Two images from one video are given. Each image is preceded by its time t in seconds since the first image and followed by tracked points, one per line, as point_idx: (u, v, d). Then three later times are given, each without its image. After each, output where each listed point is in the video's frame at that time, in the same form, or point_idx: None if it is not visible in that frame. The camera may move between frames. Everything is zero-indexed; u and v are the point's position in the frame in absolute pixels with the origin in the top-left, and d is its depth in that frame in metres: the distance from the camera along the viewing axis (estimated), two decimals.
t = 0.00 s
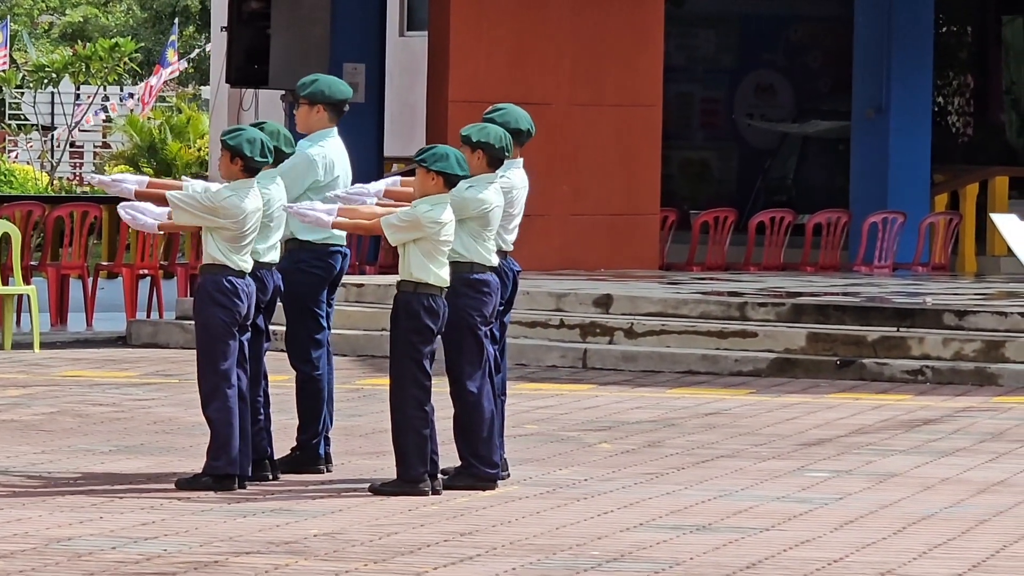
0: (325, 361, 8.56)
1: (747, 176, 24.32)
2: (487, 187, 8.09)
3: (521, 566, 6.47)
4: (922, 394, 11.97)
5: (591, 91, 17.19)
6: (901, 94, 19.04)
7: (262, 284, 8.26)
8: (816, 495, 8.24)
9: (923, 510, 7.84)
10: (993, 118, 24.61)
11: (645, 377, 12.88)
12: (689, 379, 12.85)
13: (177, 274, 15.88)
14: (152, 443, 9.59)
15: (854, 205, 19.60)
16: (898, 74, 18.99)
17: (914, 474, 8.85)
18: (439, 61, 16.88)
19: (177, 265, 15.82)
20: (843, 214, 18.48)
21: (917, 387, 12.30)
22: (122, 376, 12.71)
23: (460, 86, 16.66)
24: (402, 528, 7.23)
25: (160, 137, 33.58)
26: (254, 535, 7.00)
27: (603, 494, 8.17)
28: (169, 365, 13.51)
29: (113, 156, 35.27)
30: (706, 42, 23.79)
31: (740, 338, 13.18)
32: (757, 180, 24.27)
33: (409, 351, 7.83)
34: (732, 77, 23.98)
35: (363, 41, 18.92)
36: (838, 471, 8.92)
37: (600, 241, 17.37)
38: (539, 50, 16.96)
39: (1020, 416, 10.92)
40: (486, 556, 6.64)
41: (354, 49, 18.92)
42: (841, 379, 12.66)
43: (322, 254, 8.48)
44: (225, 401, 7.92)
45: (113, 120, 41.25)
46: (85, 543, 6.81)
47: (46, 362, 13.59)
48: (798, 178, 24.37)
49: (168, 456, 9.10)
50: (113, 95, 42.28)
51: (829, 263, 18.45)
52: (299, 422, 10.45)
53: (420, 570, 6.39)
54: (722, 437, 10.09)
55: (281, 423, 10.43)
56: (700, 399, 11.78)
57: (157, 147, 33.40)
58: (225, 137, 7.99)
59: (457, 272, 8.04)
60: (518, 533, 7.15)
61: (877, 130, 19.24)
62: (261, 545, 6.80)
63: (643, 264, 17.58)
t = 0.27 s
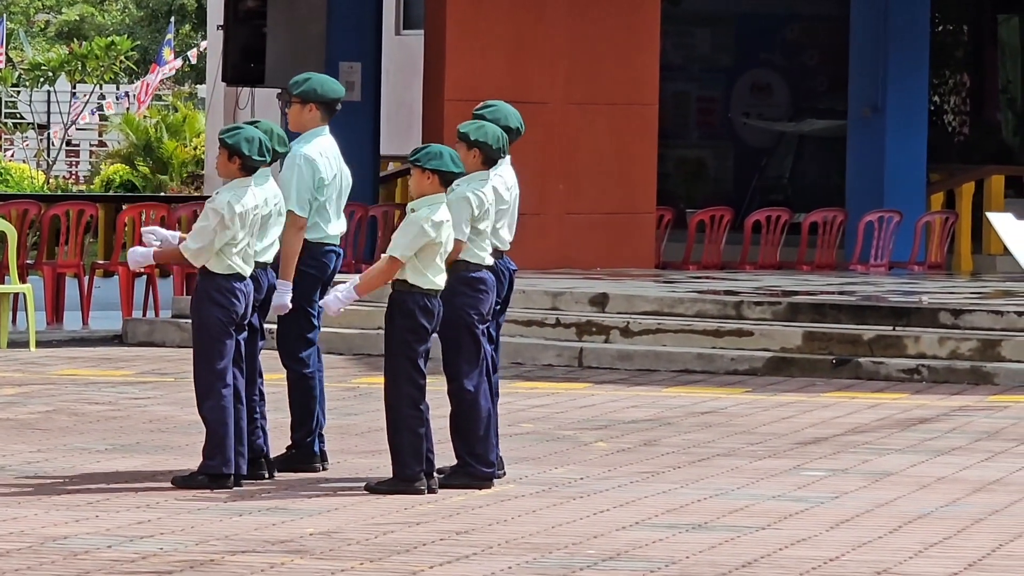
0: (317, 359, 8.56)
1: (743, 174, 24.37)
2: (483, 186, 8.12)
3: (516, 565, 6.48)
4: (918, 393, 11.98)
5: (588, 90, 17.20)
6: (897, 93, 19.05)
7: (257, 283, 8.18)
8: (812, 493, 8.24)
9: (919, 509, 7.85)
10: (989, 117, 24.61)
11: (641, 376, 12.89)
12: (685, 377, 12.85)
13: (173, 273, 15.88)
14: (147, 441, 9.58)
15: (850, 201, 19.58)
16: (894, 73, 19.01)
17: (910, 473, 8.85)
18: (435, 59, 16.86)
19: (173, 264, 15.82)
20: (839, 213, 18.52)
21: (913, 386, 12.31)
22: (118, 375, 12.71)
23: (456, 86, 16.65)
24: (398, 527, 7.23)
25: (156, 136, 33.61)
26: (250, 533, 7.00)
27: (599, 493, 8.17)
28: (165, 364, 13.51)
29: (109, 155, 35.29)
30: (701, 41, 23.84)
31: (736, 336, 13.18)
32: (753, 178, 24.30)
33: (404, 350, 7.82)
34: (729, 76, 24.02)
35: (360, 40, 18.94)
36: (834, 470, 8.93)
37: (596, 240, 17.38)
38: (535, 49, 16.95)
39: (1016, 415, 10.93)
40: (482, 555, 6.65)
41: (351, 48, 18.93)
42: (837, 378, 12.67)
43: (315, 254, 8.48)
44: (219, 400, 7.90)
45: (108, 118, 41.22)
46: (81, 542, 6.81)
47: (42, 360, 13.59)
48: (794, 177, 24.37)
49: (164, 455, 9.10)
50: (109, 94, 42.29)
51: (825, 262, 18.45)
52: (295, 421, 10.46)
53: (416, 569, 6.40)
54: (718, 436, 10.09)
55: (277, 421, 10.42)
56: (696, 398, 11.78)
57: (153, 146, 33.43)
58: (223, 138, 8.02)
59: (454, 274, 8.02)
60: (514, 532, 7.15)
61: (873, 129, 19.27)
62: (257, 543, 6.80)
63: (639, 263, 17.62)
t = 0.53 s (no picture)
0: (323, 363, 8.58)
1: (740, 172, 24.36)
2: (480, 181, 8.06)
3: (513, 564, 6.48)
4: (914, 392, 11.98)
5: (584, 89, 17.20)
6: (893, 93, 19.08)
7: (271, 285, 8.26)
8: (808, 492, 8.24)
9: (915, 507, 7.85)
10: (985, 117, 24.62)
11: (636, 375, 12.89)
12: (681, 376, 12.85)
13: (168, 272, 15.89)
14: (143, 441, 9.58)
15: (846, 203, 19.61)
16: (889, 73, 19.03)
17: (906, 471, 8.86)
18: (431, 59, 16.86)
19: (168, 262, 15.81)
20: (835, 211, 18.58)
21: (908, 385, 12.31)
22: (114, 374, 12.70)
23: (452, 85, 16.65)
24: (394, 526, 7.23)
25: (152, 135, 33.61)
26: (246, 533, 7.00)
27: (596, 492, 8.17)
28: (161, 363, 13.50)
29: (105, 153, 35.27)
30: (699, 40, 23.87)
31: (732, 336, 13.17)
32: (749, 177, 24.31)
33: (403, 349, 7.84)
34: (725, 75, 24.01)
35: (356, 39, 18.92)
36: (830, 469, 8.94)
37: (591, 239, 17.37)
38: (531, 48, 16.95)
39: (1012, 414, 10.93)
40: (478, 554, 6.65)
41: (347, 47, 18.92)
42: (833, 377, 12.69)
43: (327, 254, 8.62)
44: (218, 401, 7.88)
45: (104, 117, 41.15)
46: (77, 541, 6.81)
47: (38, 360, 13.58)
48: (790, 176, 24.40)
49: (160, 454, 9.10)
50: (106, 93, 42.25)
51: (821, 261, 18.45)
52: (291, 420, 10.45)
53: (412, 568, 6.39)
54: (713, 435, 10.09)
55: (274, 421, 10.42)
56: (692, 397, 11.78)
57: (149, 145, 33.43)
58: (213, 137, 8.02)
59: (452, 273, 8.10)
60: (510, 531, 7.16)
61: (869, 127, 19.25)
62: (253, 543, 6.80)
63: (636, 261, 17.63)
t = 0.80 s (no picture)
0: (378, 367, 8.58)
1: (735, 171, 24.41)
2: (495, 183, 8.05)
3: (508, 563, 6.48)
4: (909, 391, 11.99)
5: (582, 88, 17.20)
6: (889, 91, 19.07)
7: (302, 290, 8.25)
8: (803, 491, 8.25)
9: (910, 506, 7.86)
10: (980, 116, 24.64)
11: (633, 374, 12.90)
12: (677, 375, 12.86)
13: (165, 270, 15.90)
14: (139, 439, 9.58)
15: (842, 202, 19.63)
16: (886, 72, 19.03)
17: (902, 470, 8.87)
18: (427, 58, 16.87)
19: (164, 261, 15.82)
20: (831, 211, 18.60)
21: (904, 384, 12.32)
22: (109, 373, 12.70)
23: (449, 84, 16.67)
24: (389, 525, 7.23)
25: (148, 134, 33.64)
26: (242, 531, 7.00)
27: (592, 491, 8.18)
28: (157, 361, 13.51)
29: (101, 152, 35.26)
30: (695, 39, 23.94)
31: (728, 334, 13.17)
32: (744, 176, 24.34)
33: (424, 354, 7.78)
34: (721, 74, 24.07)
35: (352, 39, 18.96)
36: (826, 468, 8.94)
37: (590, 238, 17.38)
38: (528, 47, 16.97)
39: (1008, 413, 10.94)
40: (473, 553, 6.65)
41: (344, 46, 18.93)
42: (829, 375, 12.70)
43: (357, 258, 8.53)
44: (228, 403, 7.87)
45: (100, 116, 41.15)
46: (73, 539, 6.81)
47: (34, 358, 13.58)
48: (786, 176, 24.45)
49: (157, 452, 9.10)
50: (101, 91, 42.25)
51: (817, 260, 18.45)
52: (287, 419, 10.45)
53: (407, 566, 6.40)
54: (709, 434, 10.10)
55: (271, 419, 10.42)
56: (687, 396, 11.78)
57: (145, 143, 33.46)
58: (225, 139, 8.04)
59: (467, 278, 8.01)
60: (505, 530, 7.16)
61: (865, 126, 19.26)
62: (248, 541, 6.80)
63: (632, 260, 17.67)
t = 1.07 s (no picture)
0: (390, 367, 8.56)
1: (732, 171, 24.38)
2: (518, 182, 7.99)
3: (504, 561, 6.49)
4: (906, 389, 12.00)
5: (579, 85, 17.20)
6: (887, 89, 19.07)
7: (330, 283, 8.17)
8: (800, 489, 8.25)
9: (907, 504, 7.87)
10: (977, 114, 24.64)
11: (630, 372, 12.90)
12: (674, 373, 12.86)
13: (161, 268, 15.90)
14: (136, 437, 9.58)
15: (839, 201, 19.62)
16: (884, 71, 19.02)
17: (899, 469, 8.87)
18: (423, 55, 16.84)
19: (161, 259, 15.81)
20: (827, 209, 18.60)
21: (901, 382, 12.33)
22: (106, 370, 12.70)
23: (446, 81, 16.66)
24: (385, 522, 7.24)
25: (144, 132, 33.63)
26: (238, 529, 7.00)
27: (589, 488, 8.19)
28: (154, 359, 13.50)
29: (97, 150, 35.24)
30: (691, 37, 23.82)
31: (724, 332, 13.17)
32: (741, 174, 24.35)
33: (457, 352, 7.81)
34: (717, 72, 24.01)
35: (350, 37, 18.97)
36: (823, 466, 8.95)
37: (588, 236, 17.39)
38: (525, 44, 16.97)
39: (1004, 411, 10.94)
40: (470, 551, 6.66)
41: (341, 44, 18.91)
42: (825, 374, 12.70)
43: (381, 250, 8.63)
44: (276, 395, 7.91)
45: (96, 114, 41.14)
46: (69, 537, 6.81)
47: (30, 356, 13.57)
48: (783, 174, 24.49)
49: (154, 450, 9.10)
50: (98, 89, 42.25)
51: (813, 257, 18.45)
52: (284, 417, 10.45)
53: (403, 565, 6.40)
54: (706, 432, 10.10)
55: (266, 417, 10.42)
56: (685, 394, 11.79)
57: (142, 141, 33.47)
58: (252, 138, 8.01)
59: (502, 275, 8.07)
60: (502, 527, 7.17)
61: (862, 125, 19.29)
62: (245, 539, 6.80)
63: (630, 260, 17.65)
